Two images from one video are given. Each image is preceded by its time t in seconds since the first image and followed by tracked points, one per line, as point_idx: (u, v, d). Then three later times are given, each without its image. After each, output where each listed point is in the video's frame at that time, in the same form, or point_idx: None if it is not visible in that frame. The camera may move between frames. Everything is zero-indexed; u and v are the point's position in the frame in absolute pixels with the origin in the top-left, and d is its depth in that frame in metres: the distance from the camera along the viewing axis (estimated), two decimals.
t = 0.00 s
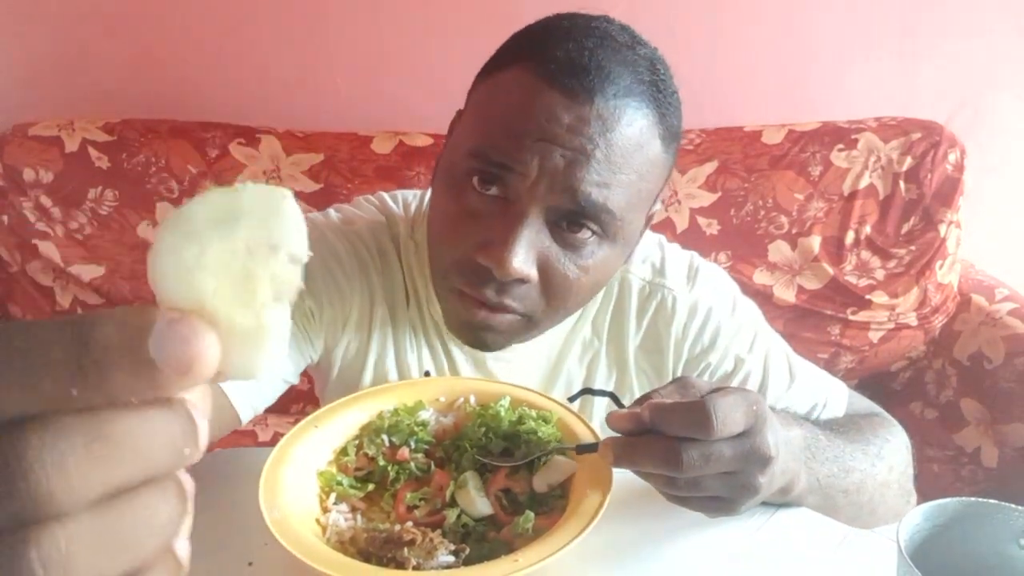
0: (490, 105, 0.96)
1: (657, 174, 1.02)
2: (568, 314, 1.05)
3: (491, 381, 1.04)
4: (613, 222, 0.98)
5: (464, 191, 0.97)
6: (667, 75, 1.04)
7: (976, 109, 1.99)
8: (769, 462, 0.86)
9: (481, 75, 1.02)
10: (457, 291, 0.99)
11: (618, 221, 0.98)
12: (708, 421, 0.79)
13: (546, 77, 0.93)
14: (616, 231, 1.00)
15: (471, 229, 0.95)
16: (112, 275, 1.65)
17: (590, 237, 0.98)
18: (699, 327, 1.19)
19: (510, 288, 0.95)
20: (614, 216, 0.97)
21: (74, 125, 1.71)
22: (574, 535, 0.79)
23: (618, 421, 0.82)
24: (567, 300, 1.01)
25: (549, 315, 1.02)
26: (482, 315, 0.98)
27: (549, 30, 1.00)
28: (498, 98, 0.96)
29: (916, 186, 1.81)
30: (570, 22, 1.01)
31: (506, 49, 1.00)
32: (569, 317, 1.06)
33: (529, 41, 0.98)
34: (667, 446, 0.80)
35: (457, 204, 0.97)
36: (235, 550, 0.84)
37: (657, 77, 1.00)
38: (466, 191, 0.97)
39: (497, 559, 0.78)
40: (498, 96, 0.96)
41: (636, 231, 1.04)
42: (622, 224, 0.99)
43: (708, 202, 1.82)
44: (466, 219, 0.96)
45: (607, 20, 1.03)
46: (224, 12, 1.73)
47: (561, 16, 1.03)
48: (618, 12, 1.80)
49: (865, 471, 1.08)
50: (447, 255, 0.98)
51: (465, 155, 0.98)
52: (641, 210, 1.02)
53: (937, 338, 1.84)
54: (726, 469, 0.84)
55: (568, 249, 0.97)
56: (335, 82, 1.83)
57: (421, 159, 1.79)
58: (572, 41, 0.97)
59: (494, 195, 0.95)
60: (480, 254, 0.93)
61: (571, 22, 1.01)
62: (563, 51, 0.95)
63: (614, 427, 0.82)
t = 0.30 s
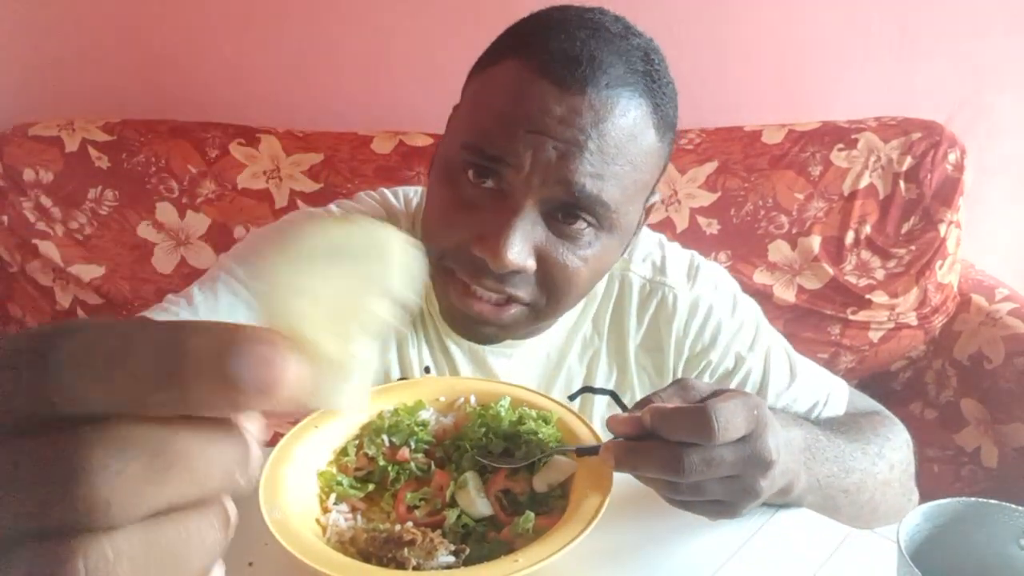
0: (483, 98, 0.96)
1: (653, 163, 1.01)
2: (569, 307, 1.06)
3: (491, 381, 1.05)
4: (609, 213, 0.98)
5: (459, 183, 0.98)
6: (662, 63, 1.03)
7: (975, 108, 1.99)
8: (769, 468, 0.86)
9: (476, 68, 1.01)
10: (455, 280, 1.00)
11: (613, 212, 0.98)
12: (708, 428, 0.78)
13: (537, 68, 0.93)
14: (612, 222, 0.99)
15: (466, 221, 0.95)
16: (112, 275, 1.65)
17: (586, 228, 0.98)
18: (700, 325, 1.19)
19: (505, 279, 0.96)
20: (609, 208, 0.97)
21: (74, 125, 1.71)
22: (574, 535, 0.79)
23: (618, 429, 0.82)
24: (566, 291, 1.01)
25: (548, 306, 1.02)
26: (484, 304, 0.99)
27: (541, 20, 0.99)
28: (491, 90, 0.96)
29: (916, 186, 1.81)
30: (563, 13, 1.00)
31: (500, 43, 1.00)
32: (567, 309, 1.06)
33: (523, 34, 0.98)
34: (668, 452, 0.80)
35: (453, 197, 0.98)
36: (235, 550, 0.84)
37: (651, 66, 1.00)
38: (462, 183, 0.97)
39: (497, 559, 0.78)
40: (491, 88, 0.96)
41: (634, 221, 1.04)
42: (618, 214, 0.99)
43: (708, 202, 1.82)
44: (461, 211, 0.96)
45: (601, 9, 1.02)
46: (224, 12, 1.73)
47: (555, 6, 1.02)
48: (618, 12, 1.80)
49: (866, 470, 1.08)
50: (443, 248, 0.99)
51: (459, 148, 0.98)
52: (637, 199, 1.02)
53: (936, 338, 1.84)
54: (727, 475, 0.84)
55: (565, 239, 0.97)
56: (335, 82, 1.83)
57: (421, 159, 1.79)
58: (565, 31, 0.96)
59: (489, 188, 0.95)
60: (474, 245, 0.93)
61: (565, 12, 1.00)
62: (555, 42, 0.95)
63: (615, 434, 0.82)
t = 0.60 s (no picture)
0: (480, 105, 0.96)
1: (651, 165, 1.01)
2: (570, 310, 1.06)
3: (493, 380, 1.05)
4: (609, 217, 0.98)
5: (458, 190, 0.98)
6: (658, 64, 1.03)
7: (975, 109, 2.00)
8: (770, 471, 0.85)
9: (472, 74, 1.01)
10: (457, 289, 1.00)
11: (613, 216, 0.98)
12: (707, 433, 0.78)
13: (533, 74, 0.93)
14: (612, 225, 0.99)
15: (467, 228, 0.96)
16: (112, 275, 1.65)
17: (586, 232, 0.98)
18: (701, 326, 1.19)
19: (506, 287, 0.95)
20: (608, 211, 0.97)
21: (74, 125, 1.71)
22: (574, 536, 0.80)
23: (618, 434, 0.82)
24: (567, 295, 1.01)
25: (549, 311, 1.02)
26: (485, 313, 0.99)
27: (536, 25, 0.99)
28: (487, 97, 0.96)
29: (916, 186, 1.82)
30: (558, 16, 1.00)
31: (495, 48, 1.00)
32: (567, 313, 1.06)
33: (518, 40, 0.98)
34: (668, 459, 0.80)
35: (453, 204, 0.98)
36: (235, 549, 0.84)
37: (647, 67, 0.99)
38: (461, 190, 0.97)
39: (497, 560, 0.78)
40: (487, 95, 0.96)
41: (633, 222, 1.04)
42: (618, 217, 0.99)
43: (708, 202, 1.82)
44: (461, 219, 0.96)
45: (596, 12, 1.02)
46: (224, 11, 1.73)
47: (549, 11, 1.02)
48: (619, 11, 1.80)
49: (868, 469, 1.08)
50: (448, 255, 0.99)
51: (457, 156, 0.98)
52: (637, 201, 1.02)
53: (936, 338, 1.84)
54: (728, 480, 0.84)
55: (565, 244, 0.97)
56: (335, 82, 1.83)
57: (421, 159, 1.79)
58: (560, 36, 0.96)
59: (488, 195, 0.95)
60: (477, 253, 0.94)
61: (559, 16, 1.00)
62: (550, 47, 0.94)
63: (618, 443, 0.81)
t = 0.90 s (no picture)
0: (478, 101, 0.96)
1: (647, 163, 1.01)
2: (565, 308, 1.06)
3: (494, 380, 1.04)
4: (604, 214, 0.97)
5: (456, 186, 0.98)
6: (654, 63, 1.03)
7: (975, 109, 2.00)
8: (770, 474, 0.85)
9: (471, 70, 1.01)
10: (454, 284, 1.01)
11: (608, 213, 0.98)
12: (709, 436, 0.77)
13: (530, 70, 0.92)
14: (607, 222, 0.99)
15: (463, 224, 0.96)
16: (112, 275, 1.65)
17: (581, 229, 0.97)
18: (700, 325, 1.19)
19: (501, 282, 0.96)
20: (604, 208, 0.97)
21: (74, 125, 1.70)
22: (574, 536, 0.80)
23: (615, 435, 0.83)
24: (563, 293, 1.01)
25: (544, 307, 1.02)
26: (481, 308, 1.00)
27: (534, 23, 0.99)
28: (485, 93, 0.96)
29: (916, 186, 1.82)
30: (556, 14, 1.00)
31: (494, 45, 1.00)
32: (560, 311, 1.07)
33: (516, 37, 0.98)
34: (666, 459, 0.80)
35: (451, 200, 0.98)
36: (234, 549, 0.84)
37: (644, 66, 1.00)
38: (459, 186, 0.98)
39: (498, 559, 0.78)
40: (485, 91, 0.96)
41: (628, 220, 1.04)
42: (613, 215, 0.99)
43: (708, 202, 1.82)
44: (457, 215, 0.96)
45: (594, 11, 1.02)
46: (224, 11, 1.73)
47: (547, 9, 1.02)
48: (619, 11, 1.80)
49: (868, 469, 1.08)
50: (442, 250, 0.99)
51: (455, 152, 0.98)
52: (632, 200, 1.02)
53: (936, 338, 1.84)
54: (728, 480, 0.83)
55: (560, 241, 0.97)
56: (335, 82, 1.83)
57: (421, 159, 1.79)
58: (557, 33, 0.95)
59: (485, 191, 0.95)
60: (472, 248, 0.94)
61: (557, 15, 1.00)
62: (548, 43, 0.94)
63: (620, 441, 0.83)
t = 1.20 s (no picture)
0: (469, 99, 0.96)
1: (637, 160, 1.01)
2: (558, 305, 1.06)
3: (495, 381, 1.04)
4: (595, 212, 0.97)
5: (447, 185, 0.98)
6: (646, 62, 1.03)
7: (975, 109, 2.00)
8: (770, 475, 0.85)
9: (463, 69, 1.01)
10: (447, 288, 0.98)
11: (599, 211, 0.98)
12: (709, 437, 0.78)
13: (521, 69, 0.93)
14: (598, 220, 0.99)
15: (454, 223, 0.96)
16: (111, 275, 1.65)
17: (572, 227, 0.97)
18: (701, 323, 1.19)
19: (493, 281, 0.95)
20: (594, 207, 0.97)
21: (73, 124, 1.71)
22: (575, 536, 0.79)
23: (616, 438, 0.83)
24: (552, 291, 1.01)
25: (536, 305, 1.02)
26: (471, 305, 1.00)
27: (526, 20, 0.99)
28: (476, 92, 0.96)
29: (916, 186, 1.82)
30: (548, 12, 1.00)
31: (486, 43, 1.00)
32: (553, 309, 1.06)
33: (508, 35, 0.98)
34: (666, 460, 0.80)
35: (442, 199, 0.98)
36: (235, 549, 0.84)
37: (635, 63, 1.00)
38: (450, 185, 0.98)
39: (498, 559, 0.78)
40: (476, 90, 0.96)
41: (621, 218, 1.04)
42: (604, 213, 0.99)
43: (708, 202, 1.82)
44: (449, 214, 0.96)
45: (586, 8, 1.02)
46: (224, 11, 1.73)
47: (540, 7, 1.02)
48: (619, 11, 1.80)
49: (868, 469, 1.08)
50: (435, 250, 0.99)
51: (446, 150, 0.98)
52: (623, 197, 1.02)
53: (936, 338, 1.84)
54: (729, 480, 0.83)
55: (551, 239, 0.96)
56: (335, 82, 1.83)
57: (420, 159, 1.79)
58: (548, 31, 0.96)
59: (476, 189, 0.95)
60: (463, 247, 0.94)
61: (550, 12, 1.00)
62: (538, 42, 0.94)
63: (621, 443, 0.83)
